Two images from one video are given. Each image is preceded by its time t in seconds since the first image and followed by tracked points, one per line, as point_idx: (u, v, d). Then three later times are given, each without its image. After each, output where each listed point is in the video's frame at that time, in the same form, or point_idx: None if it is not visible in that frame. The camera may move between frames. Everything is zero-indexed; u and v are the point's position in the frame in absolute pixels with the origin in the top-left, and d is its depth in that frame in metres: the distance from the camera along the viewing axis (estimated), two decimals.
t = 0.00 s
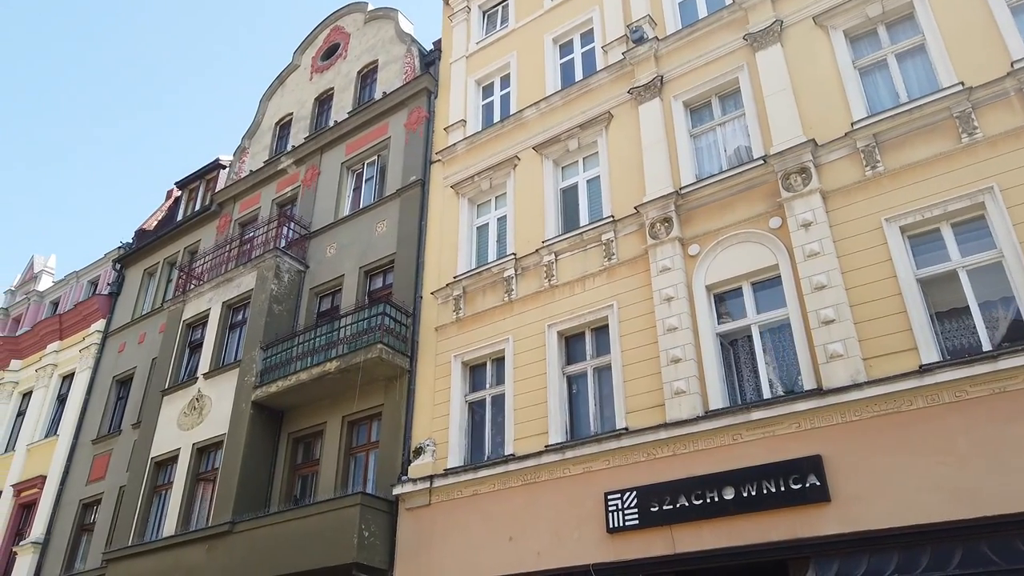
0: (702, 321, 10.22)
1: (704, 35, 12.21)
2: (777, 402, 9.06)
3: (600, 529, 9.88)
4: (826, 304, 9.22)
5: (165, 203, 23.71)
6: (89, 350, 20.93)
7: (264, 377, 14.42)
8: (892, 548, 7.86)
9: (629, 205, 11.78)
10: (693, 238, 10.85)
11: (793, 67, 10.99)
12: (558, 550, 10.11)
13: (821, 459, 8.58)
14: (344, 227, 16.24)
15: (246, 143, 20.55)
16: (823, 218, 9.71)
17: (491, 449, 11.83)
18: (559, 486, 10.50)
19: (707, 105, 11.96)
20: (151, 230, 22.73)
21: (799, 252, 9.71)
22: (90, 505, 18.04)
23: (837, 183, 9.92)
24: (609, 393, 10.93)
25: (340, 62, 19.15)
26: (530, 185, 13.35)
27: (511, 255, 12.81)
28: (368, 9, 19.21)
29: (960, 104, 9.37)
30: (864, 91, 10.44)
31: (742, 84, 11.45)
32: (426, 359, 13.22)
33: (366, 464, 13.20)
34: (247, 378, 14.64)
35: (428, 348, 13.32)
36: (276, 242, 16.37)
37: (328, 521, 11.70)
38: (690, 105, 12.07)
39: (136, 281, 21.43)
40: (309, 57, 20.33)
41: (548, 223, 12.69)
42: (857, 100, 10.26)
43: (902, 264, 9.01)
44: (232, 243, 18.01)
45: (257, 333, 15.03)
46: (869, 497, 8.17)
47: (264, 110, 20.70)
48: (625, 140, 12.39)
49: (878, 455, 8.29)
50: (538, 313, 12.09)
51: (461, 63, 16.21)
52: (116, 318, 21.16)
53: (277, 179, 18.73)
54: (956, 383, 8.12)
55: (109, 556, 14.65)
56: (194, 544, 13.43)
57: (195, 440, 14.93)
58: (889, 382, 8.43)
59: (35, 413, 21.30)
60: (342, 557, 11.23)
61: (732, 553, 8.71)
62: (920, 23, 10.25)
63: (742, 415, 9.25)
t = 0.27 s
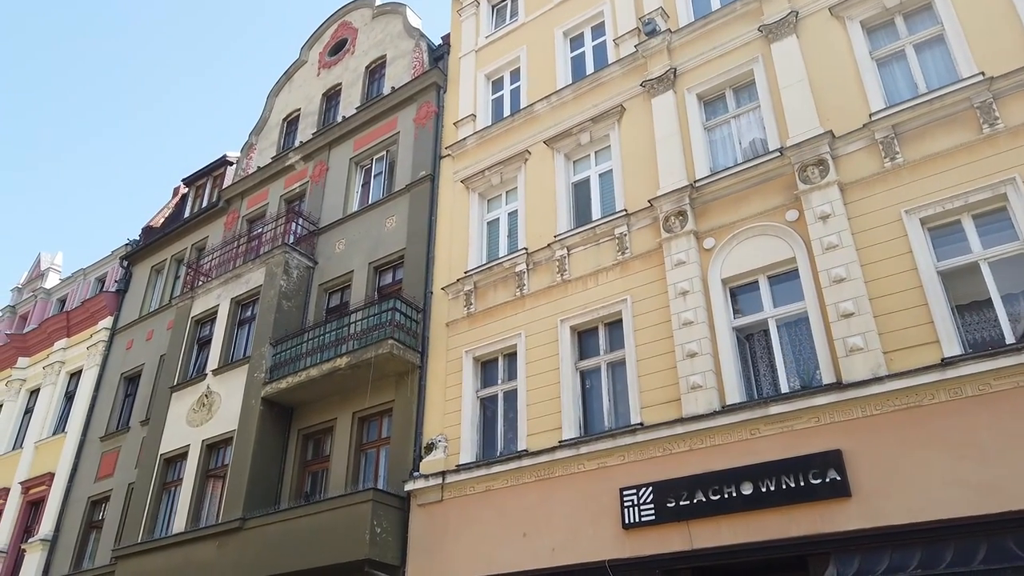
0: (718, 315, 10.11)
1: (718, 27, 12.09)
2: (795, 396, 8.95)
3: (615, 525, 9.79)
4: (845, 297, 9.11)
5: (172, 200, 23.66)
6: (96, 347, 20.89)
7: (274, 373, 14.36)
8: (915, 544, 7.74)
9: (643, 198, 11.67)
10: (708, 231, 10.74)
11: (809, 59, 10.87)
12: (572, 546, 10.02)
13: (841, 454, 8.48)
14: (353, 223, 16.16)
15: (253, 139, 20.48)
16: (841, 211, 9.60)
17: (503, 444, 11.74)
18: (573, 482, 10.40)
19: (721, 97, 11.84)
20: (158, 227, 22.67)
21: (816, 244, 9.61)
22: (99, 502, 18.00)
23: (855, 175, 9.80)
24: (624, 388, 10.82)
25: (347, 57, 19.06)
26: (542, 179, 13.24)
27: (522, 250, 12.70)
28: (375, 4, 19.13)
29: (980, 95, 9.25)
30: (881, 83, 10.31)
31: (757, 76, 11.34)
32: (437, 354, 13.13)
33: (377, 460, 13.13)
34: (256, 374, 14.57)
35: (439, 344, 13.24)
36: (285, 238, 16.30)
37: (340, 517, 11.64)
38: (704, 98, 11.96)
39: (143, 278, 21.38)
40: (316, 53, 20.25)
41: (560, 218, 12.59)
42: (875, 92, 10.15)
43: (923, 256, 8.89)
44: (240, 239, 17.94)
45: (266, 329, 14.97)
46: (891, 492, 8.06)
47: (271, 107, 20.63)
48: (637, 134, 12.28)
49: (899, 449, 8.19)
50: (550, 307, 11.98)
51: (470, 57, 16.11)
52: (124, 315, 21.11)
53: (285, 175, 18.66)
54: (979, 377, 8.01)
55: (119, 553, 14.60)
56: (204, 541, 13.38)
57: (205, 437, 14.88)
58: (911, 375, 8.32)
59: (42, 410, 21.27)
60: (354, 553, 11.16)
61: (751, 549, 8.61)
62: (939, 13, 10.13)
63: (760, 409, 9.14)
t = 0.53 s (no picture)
0: (734, 305, 9.98)
1: (732, 14, 11.92)
2: (815, 386, 8.82)
3: (631, 517, 9.67)
4: (865, 286, 8.97)
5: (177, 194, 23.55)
6: (103, 342, 20.81)
7: (283, 367, 14.27)
8: (938, 536, 7.62)
9: (656, 188, 11.52)
10: (723, 221, 10.59)
11: (826, 45, 10.70)
12: (587, 539, 9.90)
13: (862, 444, 8.35)
14: (361, 215, 16.04)
15: (259, 132, 20.35)
16: (860, 198, 9.45)
17: (515, 437, 11.63)
18: (587, 474, 10.28)
19: (735, 85, 11.69)
20: (164, 221, 22.57)
21: (835, 233, 9.46)
22: (107, 497, 17.93)
23: (874, 162, 9.66)
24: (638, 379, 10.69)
25: (354, 49, 18.92)
26: (552, 169, 13.10)
27: (533, 241, 12.56)
28: None
29: (1002, 79, 9.08)
30: (900, 68, 10.15)
31: (772, 64, 11.18)
32: (447, 347, 13.02)
33: (387, 454, 13.03)
34: (265, 367, 14.48)
35: (449, 336, 13.12)
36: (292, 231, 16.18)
37: (351, 511, 11.55)
38: (718, 86, 11.80)
39: (149, 272, 21.30)
40: (322, 45, 20.11)
41: (571, 208, 12.45)
42: (893, 78, 9.98)
43: (944, 244, 8.74)
44: (247, 233, 17.84)
45: (274, 322, 14.86)
46: (913, 483, 7.93)
47: (277, 99, 20.49)
48: (650, 123, 12.13)
49: (922, 440, 8.06)
50: (562, 299, 11.85)
51: (478, 48, 15.96)
52: (130, 309, 21.03)
53: (291, 168, 18.53)
54: (1003, 366, 7.86)
55: (128, 548, 14.53)
56: (213, 535, 13.29)
57: (213, 430, 14.79)
58: (934, 364, 8.18)
59: (49, 405, 21.21)
60: (366, 547, 11.06)
61: (770, 541, 8.49)
62: None
63: (779, 400, 9.01)
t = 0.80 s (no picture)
0: (750, 298, 9.82)
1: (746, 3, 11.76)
2: (835, 380, 8.67)
3: (646, 514, 9.54)
4: (886, 278, 8.82)
5: (183, 191, 23.45)
6: (109, 339, 20.72)
7: (291, 363, 14.16)
8: (963, 532, 7.42)
9: (669, 180, 11.37)
10: (739, 213, 10.44)
11: (843, 34, 10.54)
12: (602, 536, 9.77)
13: (884, 439, 8.19)
14: (369, 210, 15.91)
15: (265, 128, 20.23)
16: (879, 189, 9.30)
17: (527, 433, 11.50)
18: (602, 470, 10.14)
19: (749, 76, 11.54)
20: (170, 218, 22.47)
21: (854, 224, 9.31)
22: (114, 494, 17.85)
23: (893, 152, 9.50)
24: (652, 374, 10.55)
25: (361, 43, 18.79)
26: (564, 162, 12.95)
27: (544, 235, 12.41)
28: None
29: None
30: (918, 57, 9.98)
31: (788, 54, 11.03)
32: (457, 342, 12.89)
33: (397, 450, 12.91)
34: (273, 364, 14.37)
35: (459, 331, 12.99)
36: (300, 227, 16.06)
37: (361, 508, 11.43)
38: (732, 77, 11.65)
39: (156, 269, 21.20)
40: (328, 40, 19.98)
41: (583, 202, 12.30)
42: (913, 66, 9.82)
43: (967, 234, 8.57)
44: (253, 229, 17.73)
45: (282, 318, 14.75)
46: (937, 478, 7.78)
47: (283, 95, 20.37)
48: (662, 115, 11.97)
49: (945, 434, 7.91)
50: (574, 293, 11.71)
51: (487, 41, 15.81)
52: (136, 306, 20.94)
53: (298, 163, 18.41)
54: None
55: (135, 546, 14.42)
56: (222, 533, 13.19)
57: (221, 427, 14.69)
58: (958, 357, 8.02)
59: (55, 402, 21.12)
60: (377, 544, 10.94)
61: (790, 538, 8.33)
62: None
63: (798, 394, 8.86)
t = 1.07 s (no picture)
0: (765, 292, 9.76)
1: None
2: (853, 373, 8.60)
3: (662, 508, 9.48)
4: (903, 270, 8.75)
5: (191, 189, 23.47)
6: (118, 337, 20.74)
7: (302, 360, 14.15)
8: (985, 526, 7.32)
9: (682, 175, 11.31)
10: (753, 206, 10.37)
11: (857, 26, 10.46)
12: (617, 532, 9.72)
13: (903, 433, 8.13)
14: (379, 207, 15.88)
15: (273, 125, 20.21)
16: (896, 181, 9.23)
17: (540, 428, 11.45)
18: (615, 465, 10.09)
19: (762, 70, 11.46)
20: (178, 216, 22.48)
21: (871, 217, 9.24)
22: (124, 491, 17.87)
23: (910, 144, 9.43)
24: (666, 369, 10.49)
25: (369, 40, 18.76)
26: (575, 157, 12.89)
27: (556, 230, 12.35)
28: None
29: None
30: (935, 49, 9.90)
31: (801, 47, 10.95)
32: (468, 338, 12.85)
33: (408, 446, 12.90)
34: (284, 360, 14.36)
35: (471, 327, 12.96)
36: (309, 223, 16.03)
37: (374, 503, 11.41)
38: (744, 71, 11.58)
39: (164, 267, 21.22)
40: (336, 37, 19.96)
41: (594, 196, 12.24)
42: (929, 58, 9.74)
43: (986, 226, 8.50)
44: (262, 226, 17.72)
45: (293, 315, 14.75)
46: (957, 471, 7.71)
47: (291, 92, 20.36)
48: (674, 109, 11.90)
49: (966, 427, 7.84)
50: (586, 288, 11.64)
51: (496, 36, 15.75)
52: (145, 304, 20.96)
53: (307, 160, 18.40)
54: None
55: (146, 542, 14.43)
56: (233, 529, 13.18)
57: (232, 424, 14.69)
58: (978, 349, 7.96)
59: (65, 400, 21.16)
60: (390, 540, 10.92)
61: (807, 532, 8.27)
62: None
63: (815, 388, 8.79)
